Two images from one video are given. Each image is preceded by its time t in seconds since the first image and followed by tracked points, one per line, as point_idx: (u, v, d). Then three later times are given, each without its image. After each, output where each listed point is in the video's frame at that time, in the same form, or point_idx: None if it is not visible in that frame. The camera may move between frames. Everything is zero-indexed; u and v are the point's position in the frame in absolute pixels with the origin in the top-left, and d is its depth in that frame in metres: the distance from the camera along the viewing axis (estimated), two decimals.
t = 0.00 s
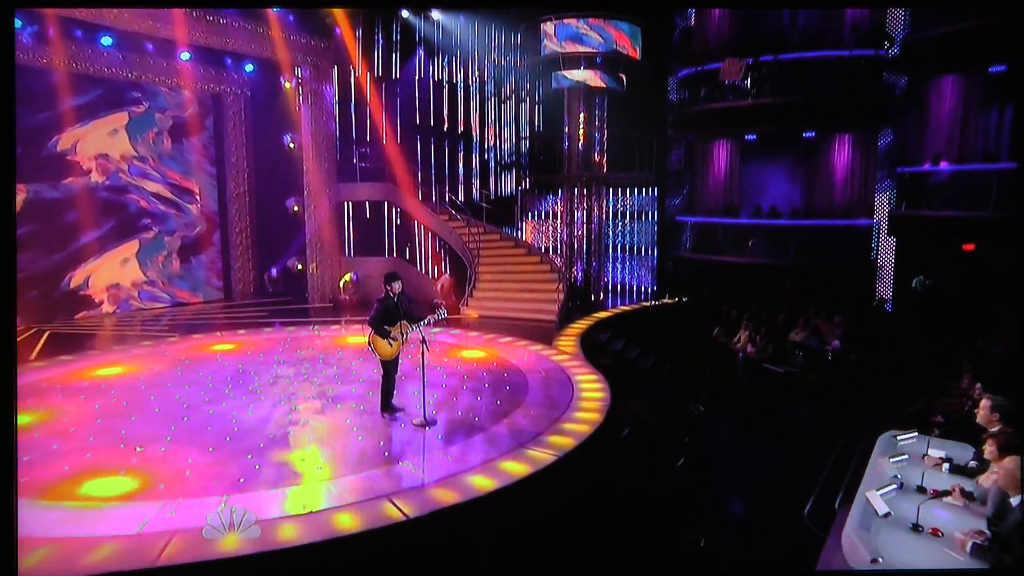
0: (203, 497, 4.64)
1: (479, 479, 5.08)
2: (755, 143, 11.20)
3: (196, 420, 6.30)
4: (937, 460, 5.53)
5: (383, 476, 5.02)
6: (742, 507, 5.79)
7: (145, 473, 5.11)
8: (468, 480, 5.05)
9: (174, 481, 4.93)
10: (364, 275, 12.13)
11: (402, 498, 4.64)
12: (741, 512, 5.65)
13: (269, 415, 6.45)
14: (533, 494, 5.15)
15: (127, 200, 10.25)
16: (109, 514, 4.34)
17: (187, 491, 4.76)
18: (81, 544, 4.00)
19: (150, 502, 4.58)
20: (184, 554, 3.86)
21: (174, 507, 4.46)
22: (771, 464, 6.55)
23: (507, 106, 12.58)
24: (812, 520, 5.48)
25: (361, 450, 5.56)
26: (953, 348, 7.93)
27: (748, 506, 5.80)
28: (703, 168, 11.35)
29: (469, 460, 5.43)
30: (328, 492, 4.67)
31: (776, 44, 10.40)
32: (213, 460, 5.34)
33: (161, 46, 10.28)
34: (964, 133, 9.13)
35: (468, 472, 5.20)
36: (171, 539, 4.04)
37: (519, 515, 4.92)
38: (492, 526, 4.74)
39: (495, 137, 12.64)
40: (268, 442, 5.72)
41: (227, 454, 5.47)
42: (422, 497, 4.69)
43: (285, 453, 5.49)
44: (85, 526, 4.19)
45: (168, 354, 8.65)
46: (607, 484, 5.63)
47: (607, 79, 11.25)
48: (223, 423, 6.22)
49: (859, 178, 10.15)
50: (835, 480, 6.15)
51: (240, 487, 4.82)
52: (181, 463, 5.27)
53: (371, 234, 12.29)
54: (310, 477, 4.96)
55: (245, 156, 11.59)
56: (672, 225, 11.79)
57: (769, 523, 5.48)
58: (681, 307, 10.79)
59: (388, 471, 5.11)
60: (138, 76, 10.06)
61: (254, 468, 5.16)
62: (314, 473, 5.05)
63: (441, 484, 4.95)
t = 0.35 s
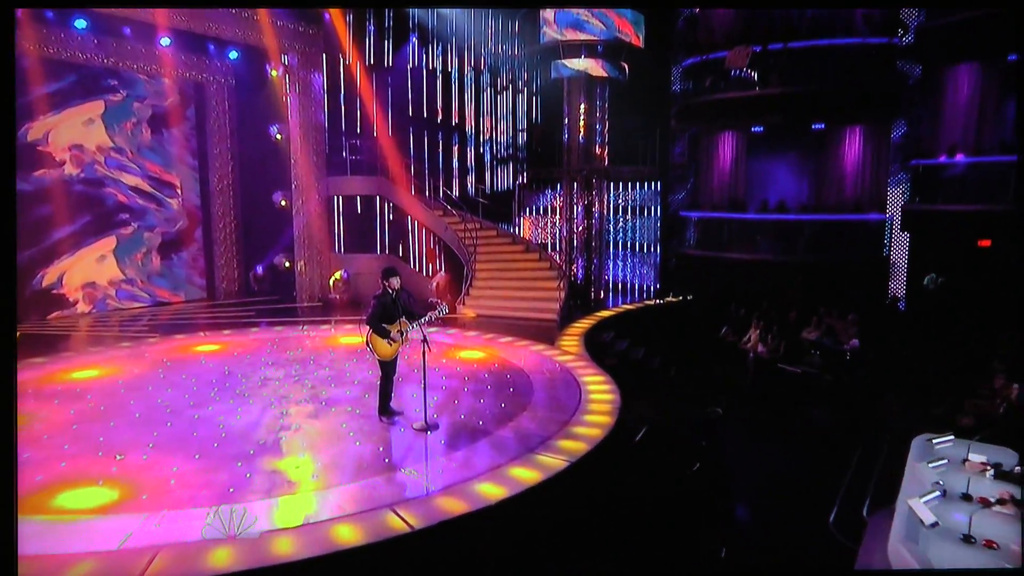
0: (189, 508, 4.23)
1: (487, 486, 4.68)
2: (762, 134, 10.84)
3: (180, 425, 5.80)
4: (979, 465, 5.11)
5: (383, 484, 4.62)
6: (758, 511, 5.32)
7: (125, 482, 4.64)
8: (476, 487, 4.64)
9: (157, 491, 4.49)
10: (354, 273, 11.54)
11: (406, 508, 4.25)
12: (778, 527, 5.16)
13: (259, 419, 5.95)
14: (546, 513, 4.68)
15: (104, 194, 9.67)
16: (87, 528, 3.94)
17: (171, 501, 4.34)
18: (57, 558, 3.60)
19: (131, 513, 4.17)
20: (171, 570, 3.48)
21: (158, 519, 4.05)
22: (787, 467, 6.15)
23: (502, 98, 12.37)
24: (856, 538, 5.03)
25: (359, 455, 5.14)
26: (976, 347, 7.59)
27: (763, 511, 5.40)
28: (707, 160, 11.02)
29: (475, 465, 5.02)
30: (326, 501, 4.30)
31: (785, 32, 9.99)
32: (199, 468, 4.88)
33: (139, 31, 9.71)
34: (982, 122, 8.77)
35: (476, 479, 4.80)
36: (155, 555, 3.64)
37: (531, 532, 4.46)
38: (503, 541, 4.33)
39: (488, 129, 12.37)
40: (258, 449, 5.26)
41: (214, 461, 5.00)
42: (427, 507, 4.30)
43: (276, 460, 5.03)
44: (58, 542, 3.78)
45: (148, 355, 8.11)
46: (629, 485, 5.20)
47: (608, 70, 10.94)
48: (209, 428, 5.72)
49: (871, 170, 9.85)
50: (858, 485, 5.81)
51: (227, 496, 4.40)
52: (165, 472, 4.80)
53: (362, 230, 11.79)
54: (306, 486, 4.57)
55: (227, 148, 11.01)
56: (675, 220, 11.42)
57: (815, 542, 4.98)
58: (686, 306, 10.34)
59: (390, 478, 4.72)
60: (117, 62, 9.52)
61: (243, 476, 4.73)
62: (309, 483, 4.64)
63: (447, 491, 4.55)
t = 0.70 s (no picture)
0: (180, 522, 3.80)
1: (498, 495, 4.15)
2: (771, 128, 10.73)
3: (165, 433, 5.29)
4: None
5: (388, 494, 4.15)
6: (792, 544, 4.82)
7: (108, 495, 4.18)
8: (485, 497, 4.12)
9: (143, 504, 4.03)
10: (347, 271, 11.03)
11: (414, 521, 3.76)
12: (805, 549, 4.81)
13: (251, 425, 5.45)
14: (565, 535, 4.19)
15: (80, 188, 9.11)
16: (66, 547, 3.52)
17: (158, 515, 3.89)
18: None
19: (114, 529, 3.74)
20: None
21: (144, 536, 3.63)
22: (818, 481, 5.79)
23: (500, 89, 11.91)
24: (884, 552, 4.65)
25: (360, 463, 4.67)
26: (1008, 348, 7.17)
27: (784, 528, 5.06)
28: (714, 152, 10.88)
29: (484, 475, 4.47)
30: (327, 514, 3.85)
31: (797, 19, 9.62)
32: (188, 478, 4.40)
33: (118, 17, 9.17)
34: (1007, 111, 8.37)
35: (485, 488, 4.27)
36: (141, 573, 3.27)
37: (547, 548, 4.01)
38: (518, 556, 3.87)
39: (486, 122, 11.83)
40: (252, 456, 4.78)
41: (205, 470, 4.53)
42: (436, 519, 3.80)
43: (269, 470, 4.54)
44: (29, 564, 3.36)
45: (129, 358, 7.57)
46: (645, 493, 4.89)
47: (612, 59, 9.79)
48: (197, 435, 5.22)
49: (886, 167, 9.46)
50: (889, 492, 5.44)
51: (218, 508, 3.95)
52: (150, 483, 4.33)
53: (355, 226, 11.33)
54: (307, 497, 4.13)
55: (212, 140, 10.47)
56: (682, 216, 11.05)
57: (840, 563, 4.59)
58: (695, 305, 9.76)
59: (394, 488, 4.24)
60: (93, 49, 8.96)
61: (235, 487, 4.27)
62: (308, 493, 4.19)
63: (456, 502, 4.05)
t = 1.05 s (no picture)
0: (167, 538, 3.40)
1: (510, 505, 3.81)
2: (779, 120, 10.62)
3: (148, 441, 4.80)
4: None
5: (393, 504, 3.79)
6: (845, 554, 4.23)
7: (89, 508, 3.76)
8: (498, 507, 3.79)
9: (127, 517, 3.62)
10: (336, 271, 10.44)
11: (421, 532, 3.44)
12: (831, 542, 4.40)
13: (240, 432, 4.96)
14: (586, 554, 3.74)
15: (51, 180, 8.53)
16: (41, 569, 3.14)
17: (145, 530, 3.48)
18: None
19: (95, 546, 3.34)
20: None
21: (129, 552, 3.26)
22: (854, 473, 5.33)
23: (495, 80, 11.26)
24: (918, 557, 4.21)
25: (361, 471, 4.25)
26: None
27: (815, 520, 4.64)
28: (721, 146, 10.45)
29: (495, 484, 4.09)
30: (328, 528, 3.47)
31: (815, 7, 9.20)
32: (175, 489, 3.97)
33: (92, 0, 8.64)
34: None
35: (497, 498, 3.91)
36: None
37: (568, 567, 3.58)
38: None
39: (481, 115, 11.32)
40: (244, 465, 4.34)
41: (194, 481, 4.10)
42: (446, 533, 3.47)
43: (262, 480, 4.13)
44: None
45: (106, 362, 7.03)
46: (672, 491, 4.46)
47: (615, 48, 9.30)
48: (183, 444, 4.74)
49: (900, 160, 9.39)
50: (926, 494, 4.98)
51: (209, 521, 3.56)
52: (134, 494, 3.90)
53: (345, 222, 10.85)
54: (307, 508, 3.74)
55: (195, 131, 9.96)
56: (685, 214, 10.52)
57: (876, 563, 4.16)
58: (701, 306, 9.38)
59: (399, 497, 3.85)
60: (65, 33, 8.40)
61: (225, 498, 3.84)
62: (308, 504, 3.79)
63: (468, 512, 3.73)
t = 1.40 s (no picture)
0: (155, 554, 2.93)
1: (523, 515, 3.35)
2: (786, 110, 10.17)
3: (126, 449, 4.28)
4: None
5: (397, 514, 3.33)
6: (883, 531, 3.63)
7: (63, 522, 3.26)
8: (510, 517, 3.32)
9: (108, 532, 3.15)
10: (322, 268, 9.89)
11: (429, 544, 3.01)
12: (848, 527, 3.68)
13: (226, 440, 4.43)
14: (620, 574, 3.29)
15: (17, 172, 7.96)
16: None
17: (130, 547, 3.01)
18: None
19: (71, 566, 2.86)
20: None
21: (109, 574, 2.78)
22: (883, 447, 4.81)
23: (489, 70, 11.23)
24: (943, 546, 3.43)
25: (359, 480, 3.77)
26: None
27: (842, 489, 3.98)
28: (726, 140, 10.16)
29: (507, 490, 3.64)
30: (323, 542, 3.02)
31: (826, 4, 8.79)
32: (159, 501, 3.48)
33: None
34: None
35: (508, 507, 3.44)
36: None
37: None
38: None
39: (476, 106, 11.14)
40: (233, 473, 3.85)
41: (181, 491, 3.60)
42: (452, 546, 3.02)
43: (256, 488, 3.65)
44: None
45: (76, 365, 6.44)
46: (700, 488, 3.91)
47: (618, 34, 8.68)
48: (164, 452, 4.22)
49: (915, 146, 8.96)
50: (986, 478, 4.14)
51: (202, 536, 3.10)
52: (117, 506, 3.42)
53: (332, 218, 10.34)
54: (305, 519, 3.28)
55: (170, 122, 9.40)
56: (689, 210, 10.07)
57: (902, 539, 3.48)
58: (708, 306, 8.91)
59: (401, 507, 3.39)
60: (30, 14, 7.80)
61: (213, 510, 3.38)
62: (305, 515, 3.33)
63: (477, 522, 3.25)
